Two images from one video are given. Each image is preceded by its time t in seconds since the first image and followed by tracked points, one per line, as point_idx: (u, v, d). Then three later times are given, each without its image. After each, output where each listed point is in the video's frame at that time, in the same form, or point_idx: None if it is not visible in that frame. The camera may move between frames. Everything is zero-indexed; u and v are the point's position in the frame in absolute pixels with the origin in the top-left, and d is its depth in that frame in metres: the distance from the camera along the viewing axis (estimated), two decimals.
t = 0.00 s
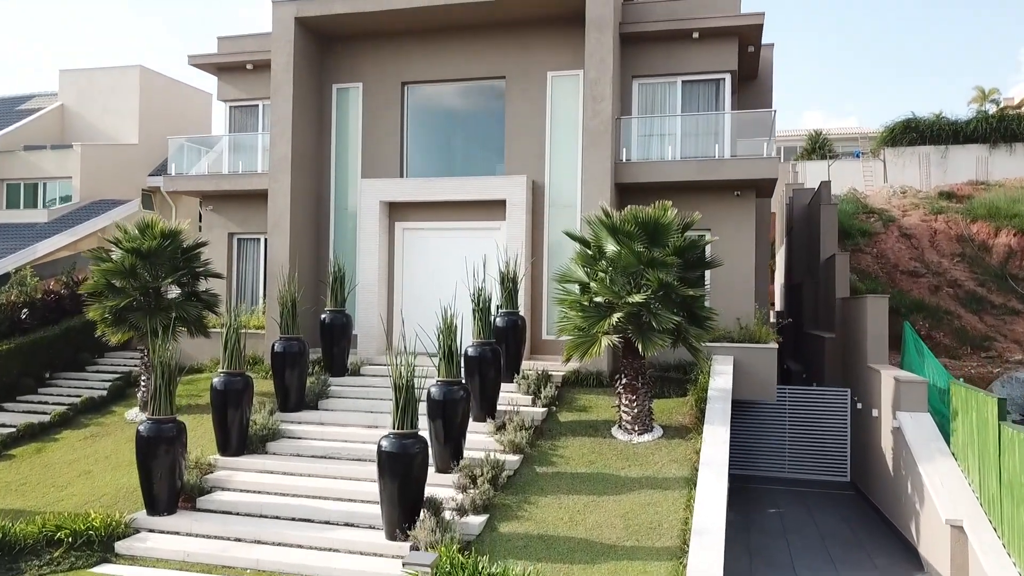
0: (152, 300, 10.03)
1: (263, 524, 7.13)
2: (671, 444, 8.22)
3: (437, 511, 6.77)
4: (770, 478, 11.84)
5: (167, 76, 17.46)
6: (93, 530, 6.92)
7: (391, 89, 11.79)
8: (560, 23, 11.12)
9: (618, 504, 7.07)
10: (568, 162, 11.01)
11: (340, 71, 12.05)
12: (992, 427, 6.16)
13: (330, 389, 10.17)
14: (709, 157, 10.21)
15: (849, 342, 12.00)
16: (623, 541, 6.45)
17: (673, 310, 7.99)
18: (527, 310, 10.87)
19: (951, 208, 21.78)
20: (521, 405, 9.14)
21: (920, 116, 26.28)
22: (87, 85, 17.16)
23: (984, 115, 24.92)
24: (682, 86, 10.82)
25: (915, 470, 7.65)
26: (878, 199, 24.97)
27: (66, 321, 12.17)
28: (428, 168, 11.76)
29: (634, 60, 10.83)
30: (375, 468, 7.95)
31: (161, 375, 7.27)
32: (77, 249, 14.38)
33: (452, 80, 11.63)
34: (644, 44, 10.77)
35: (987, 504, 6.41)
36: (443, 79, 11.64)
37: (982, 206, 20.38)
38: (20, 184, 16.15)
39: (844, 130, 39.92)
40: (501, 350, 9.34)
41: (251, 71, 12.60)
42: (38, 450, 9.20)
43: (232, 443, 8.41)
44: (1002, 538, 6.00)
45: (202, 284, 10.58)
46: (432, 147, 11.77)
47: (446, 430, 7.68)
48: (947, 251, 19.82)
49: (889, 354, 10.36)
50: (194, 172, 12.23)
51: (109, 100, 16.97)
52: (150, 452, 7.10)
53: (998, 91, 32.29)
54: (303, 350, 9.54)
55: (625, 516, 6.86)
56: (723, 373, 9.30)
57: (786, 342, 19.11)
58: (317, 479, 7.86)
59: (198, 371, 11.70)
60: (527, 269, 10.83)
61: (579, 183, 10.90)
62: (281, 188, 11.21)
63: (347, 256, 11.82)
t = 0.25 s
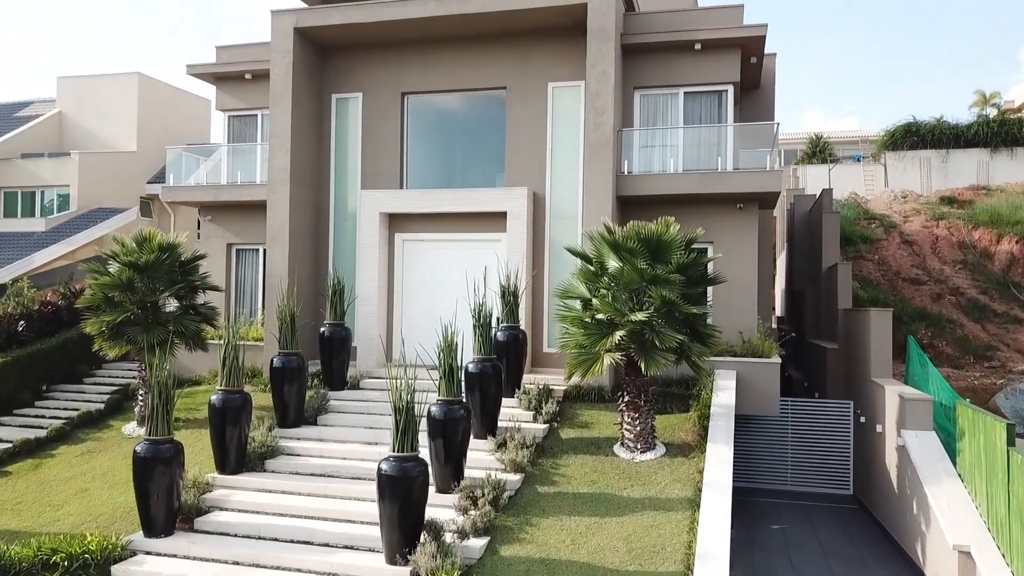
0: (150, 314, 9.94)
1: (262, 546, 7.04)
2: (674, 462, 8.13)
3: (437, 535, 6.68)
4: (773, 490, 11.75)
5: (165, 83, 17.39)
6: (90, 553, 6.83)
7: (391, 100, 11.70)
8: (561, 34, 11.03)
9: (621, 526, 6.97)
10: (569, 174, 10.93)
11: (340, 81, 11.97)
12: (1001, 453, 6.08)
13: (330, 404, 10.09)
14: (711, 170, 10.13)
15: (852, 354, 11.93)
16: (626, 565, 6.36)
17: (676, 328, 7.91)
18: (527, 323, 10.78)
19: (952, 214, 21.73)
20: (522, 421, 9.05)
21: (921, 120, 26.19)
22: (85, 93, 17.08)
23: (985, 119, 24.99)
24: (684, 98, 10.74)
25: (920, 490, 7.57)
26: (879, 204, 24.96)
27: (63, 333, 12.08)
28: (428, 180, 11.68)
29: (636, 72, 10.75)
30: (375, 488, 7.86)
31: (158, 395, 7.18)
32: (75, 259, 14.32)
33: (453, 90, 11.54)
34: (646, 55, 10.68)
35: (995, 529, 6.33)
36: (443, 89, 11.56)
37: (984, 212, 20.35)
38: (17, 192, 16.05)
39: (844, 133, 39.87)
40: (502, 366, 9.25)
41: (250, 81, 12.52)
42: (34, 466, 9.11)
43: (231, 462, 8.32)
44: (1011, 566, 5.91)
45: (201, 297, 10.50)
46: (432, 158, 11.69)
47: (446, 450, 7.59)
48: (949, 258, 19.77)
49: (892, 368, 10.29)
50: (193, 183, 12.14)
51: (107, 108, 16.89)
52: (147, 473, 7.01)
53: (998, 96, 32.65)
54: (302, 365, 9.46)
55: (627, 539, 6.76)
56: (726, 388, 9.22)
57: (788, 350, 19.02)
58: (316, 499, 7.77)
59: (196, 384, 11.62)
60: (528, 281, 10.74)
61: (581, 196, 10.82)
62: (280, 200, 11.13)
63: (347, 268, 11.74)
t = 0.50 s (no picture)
0: (148, 329, 9.85)
1: (260, 570, 6.95)
2: (677, 482, 8.04)
3: (437, 561, 6.59)
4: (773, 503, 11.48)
5: (163, 91, 17.30)
6: None
7: (391, 111, 11.61)
8: (563, 45, 10.94)
9: (624, 549, 6.87)
10: (570, 186, 10.84)
11: (339, 92, 11.88)
12: (1011, 480, 5.99)
13: (329, 420, 9.99)
14: (714, 184, 10.04)
15: (855, 366, 11.84)
16: None
17: (679, 347, 7.81)
18: (529, 338, 10.66)
19: (954, 220, 21.68)
20: (523, 439, 8.98)
21: (921, 123, 26.16)
22: (82, 100, 16.98)
23: (985, 123, 24.97)
24: (686, 110, 10.65)
25: (926, 513, 7.48)
26: (880, 210, 24.97)
27: (60, 346, 11.98)
28: (428, 192, 11.59)
29: (637, 83, 10.66)
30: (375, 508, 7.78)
31: (155, 417, 7.08)
32: (73, 269, 14.17)
33: (453, 101, 11.46)
34: (648, 67, 10.60)
35: (1005, 556, 6.23)
36: (443, 100, 11.47)
37: (986, 219, 20.30)
38: (14, 201, 15.93)
39: (845, 137, 39.77)
40: (502, 383, 9.15)
41: (249, 91, 12.43)
42: (30, 484, 9.02)
43: (229, 481, 8.22)
44: None
45: (198, 312, 10.42)
46: (433, 170, 11.61)
47: (447, 471, 7.49)
48: (951, 265, 19.71)
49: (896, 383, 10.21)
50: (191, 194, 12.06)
51: (105, 115, 16.79)
52: (144, 497, 6.91)
53: (999, 100, 32.35)
54: (301, 382, 9.37)
55: (630, 563, 6.65)
56: (729, 405, 9.13)
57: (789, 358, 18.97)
58: (315, 520, 7.69)
59: (195, 397, 11.56)
60: (529, 295, 10.64)
61: (582, 208, 10.73)
62: (279, 212, 11.04)
63: (346, 280, 11.64)
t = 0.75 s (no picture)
0: (144, 345, 9.75)
1: None
2: (679, 503, 7.94)
3: None
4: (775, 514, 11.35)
5: (161, 98, 17.19)
6: None
7: (389, 122, 11.51)
8: (563, 56, 10.84)
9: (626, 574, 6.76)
10: (571, 199, 10.74)
11: (337, 102, 11.78)
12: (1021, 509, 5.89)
13: (326, 436, 9.89)
14: (715, 197, 9.94)
15: (858, 379, 11.73)
16: None
17: (681, 366, 7.71)
18: (528, 352, 10.53)
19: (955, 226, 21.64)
20: (523, 457, 8.88)
21: (922, 128, 26.99)
22: (79, 107, 16.88)
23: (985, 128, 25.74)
24: (687, 122, 10.55)
25: (932, 535, 7.38)
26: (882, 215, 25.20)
27: (55, 359, 11.89)
28: (427, 204, 11.49)
29: (638, 95, 10.56)
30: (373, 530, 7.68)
31: (150, 439, 6.97)
32: (70, 279, 14.10)
33: (452, 112, 11.35)
34: (649, 79, 10.50)
35: None
36: (442, 111, 11.36)
37: (987, 226, 20.24)
38: (10, 209, 15.82)
39: (845, 141, 39.68)
40: (502, 400, 9.05)
41: (246, 101, 12.32)
42: (25, 502, 8.92)
43: (225, 501, 8.11)
44: None
45: (195, 326, 10.32)
46: (432, 181, 11.51)
47: (446, 493, 7.39)
48: (953, 272, 19.64)
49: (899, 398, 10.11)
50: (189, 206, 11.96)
51: (102, 122, 16.69)
52: (139, 521, 6.81)
53: (1000, 104, 31.98)
54: (298, 398, 9.27)
55: None
56: (731, 422, 9.04)
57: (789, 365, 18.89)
58: (312, 542, 7.59)
59: (193, 410, 11.47)
60: (529, 309, 10.53)
61: (582, 221, 10.63)
62: (276, 224, 10.94)
63: (345, 293, 11.54)
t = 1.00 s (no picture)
0: (140, 360, 9.66)
1: None
2: (681, 523, 7.83)
3: None
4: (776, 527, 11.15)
5: (158, 105, 17.10)
6: None
7: (388, 133, 11.42)
8: (564, 66, 10.76)
9: None
10: (571, 211, 10.64)
11: (336, 112, 11.68)
12: None
13: (324, 451, 9.79)
14: (717, 211, 9.85)
15: (861, 392, 11.64)
16: None
17: (682, 386, 7.61)
18: (527, 366, 10.40)
19: (956, 233, 21.60)
20: (522, 475, 8.80)
21: (922, 133, 27.89)
22: (76, 114, 16.79)
23: (986, 134, 26.69)
24: (689, 134, 10.46)
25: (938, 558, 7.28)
26: (884, 220, 25.55)
27: (51, 371, 11.79)
28: (426, 216, 11.39)
29: (639, 106, 10.46)
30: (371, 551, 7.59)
31: (145, 461, 6.87)
32: (65, 289, 13.99)
33: (452, 123, 11.26)
34: (650, 90, 10.41)
35: None
36: (442, 122, 11.27)
37: (989, 232, 20.19)
38: (6, 218, 15.70)
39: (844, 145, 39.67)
40: (501, 417, 8.97)
41: (244, 111, 12.23)
42: (19, 520, 8.83)
43: (221, 521, 8.00)
44: None
45: (193, 340, 10.24)
46: (431, 193, 11.41)
47: (445, 515, 7.29)
48: (955, 279, 19.54)
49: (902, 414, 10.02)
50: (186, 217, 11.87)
51: (100, 130, 16.60)
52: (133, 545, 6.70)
53: (1000, 107, 32.48)
54: (297, 414, 9.19)
55: None
56: (732, 438, 8.95)
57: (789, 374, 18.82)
58: (309, 564, 7.49)
59: (190, 423, 11.39)
60: (529, 322, 10.43)
61: (582, 234, 10.53)
62: (274, 236, 10.86)
63: (343, 305, 11.45)
